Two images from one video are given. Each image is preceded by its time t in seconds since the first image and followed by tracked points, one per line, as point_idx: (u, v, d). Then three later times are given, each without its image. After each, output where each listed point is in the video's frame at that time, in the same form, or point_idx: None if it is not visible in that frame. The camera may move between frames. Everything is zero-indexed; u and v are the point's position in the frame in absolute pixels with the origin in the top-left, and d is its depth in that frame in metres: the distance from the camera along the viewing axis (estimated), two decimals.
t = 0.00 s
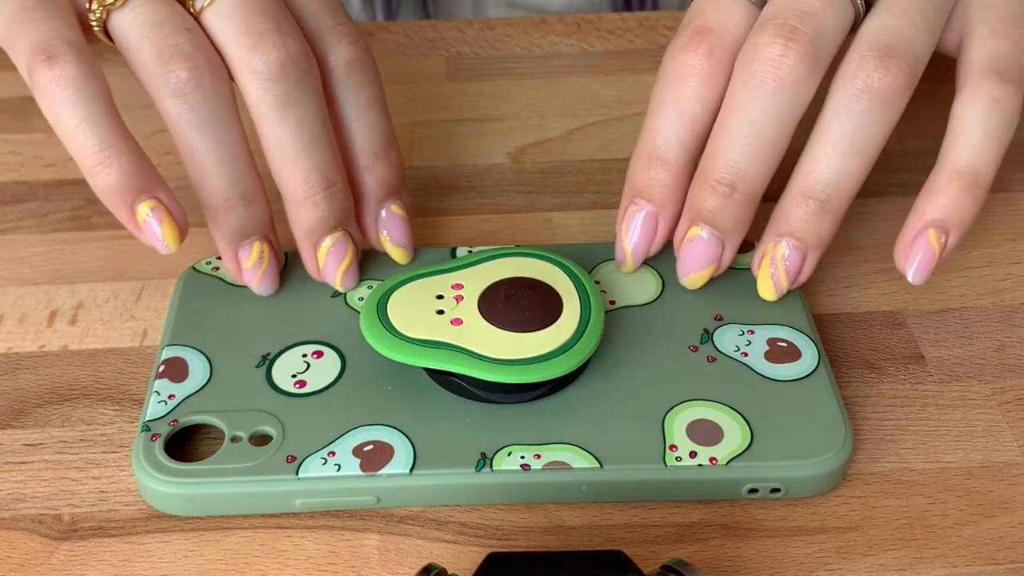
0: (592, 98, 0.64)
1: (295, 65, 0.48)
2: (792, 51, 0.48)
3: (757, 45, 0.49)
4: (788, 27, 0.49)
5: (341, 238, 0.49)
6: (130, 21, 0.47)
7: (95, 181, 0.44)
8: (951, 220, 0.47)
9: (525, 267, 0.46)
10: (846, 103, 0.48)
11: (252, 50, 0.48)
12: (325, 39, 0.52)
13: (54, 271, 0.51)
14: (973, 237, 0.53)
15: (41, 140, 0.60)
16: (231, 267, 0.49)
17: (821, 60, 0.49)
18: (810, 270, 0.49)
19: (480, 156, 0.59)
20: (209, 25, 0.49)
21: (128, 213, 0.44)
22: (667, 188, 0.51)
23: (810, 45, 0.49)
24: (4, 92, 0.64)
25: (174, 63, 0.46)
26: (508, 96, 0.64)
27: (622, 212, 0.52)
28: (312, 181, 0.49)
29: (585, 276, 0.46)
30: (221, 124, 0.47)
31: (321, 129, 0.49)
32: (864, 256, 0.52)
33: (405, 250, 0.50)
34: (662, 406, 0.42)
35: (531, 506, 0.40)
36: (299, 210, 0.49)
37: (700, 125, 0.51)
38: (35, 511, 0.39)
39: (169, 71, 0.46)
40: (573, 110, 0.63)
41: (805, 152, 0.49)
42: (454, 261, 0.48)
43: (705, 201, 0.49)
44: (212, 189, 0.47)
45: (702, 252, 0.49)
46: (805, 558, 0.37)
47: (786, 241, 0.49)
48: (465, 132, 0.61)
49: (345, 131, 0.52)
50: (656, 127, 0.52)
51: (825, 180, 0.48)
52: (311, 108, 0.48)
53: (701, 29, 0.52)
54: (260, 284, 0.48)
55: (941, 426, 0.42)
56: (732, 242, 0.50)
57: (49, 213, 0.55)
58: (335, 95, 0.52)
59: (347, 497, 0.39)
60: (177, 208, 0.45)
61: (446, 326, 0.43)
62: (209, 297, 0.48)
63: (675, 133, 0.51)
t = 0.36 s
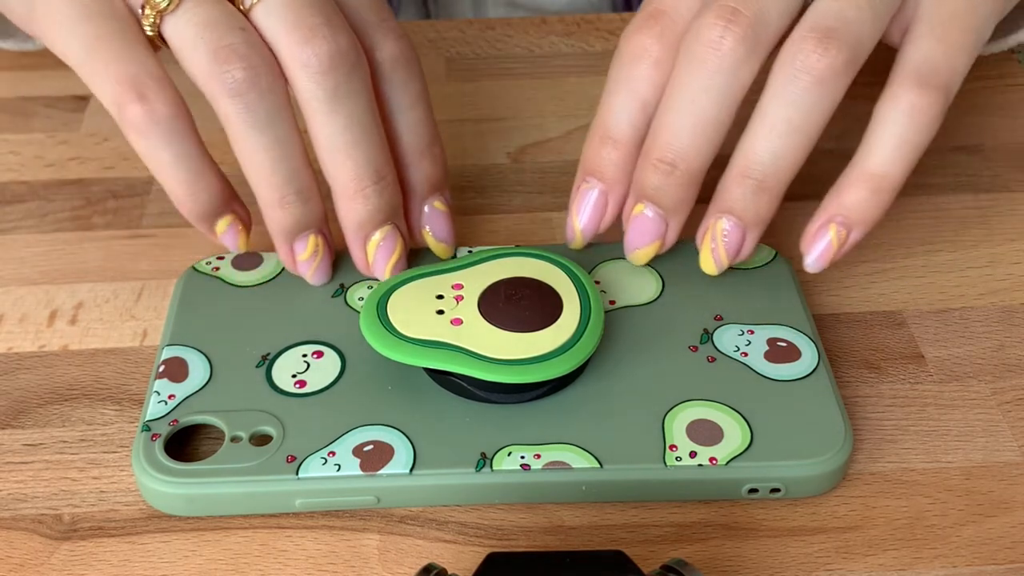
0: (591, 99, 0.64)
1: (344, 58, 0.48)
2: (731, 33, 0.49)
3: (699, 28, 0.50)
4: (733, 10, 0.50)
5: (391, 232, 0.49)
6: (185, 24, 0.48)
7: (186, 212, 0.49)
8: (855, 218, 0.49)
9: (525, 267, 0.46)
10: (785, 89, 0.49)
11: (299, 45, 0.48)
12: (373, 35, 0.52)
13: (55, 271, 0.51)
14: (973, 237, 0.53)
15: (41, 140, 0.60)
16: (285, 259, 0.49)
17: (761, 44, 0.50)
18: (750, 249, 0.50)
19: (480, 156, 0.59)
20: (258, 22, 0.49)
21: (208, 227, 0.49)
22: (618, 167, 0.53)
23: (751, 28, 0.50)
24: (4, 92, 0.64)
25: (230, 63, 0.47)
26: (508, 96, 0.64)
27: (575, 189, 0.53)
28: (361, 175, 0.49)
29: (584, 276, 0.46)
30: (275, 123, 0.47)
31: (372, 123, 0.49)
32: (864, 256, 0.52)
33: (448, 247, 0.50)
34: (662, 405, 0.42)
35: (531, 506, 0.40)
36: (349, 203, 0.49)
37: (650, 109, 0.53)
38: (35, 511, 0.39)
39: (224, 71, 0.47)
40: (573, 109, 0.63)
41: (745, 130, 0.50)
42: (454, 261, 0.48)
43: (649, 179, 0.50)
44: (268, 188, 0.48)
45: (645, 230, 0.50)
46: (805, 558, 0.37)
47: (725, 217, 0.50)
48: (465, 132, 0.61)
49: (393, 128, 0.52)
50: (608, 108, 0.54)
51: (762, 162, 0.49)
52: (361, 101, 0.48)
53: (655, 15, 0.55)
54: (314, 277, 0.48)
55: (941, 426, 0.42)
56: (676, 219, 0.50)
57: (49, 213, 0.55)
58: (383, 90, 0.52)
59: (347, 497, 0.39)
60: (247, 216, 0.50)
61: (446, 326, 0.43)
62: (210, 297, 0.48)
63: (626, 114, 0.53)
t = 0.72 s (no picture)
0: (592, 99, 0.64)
1: (374, 62, 0.46)
2: (683, 44, 0.47)
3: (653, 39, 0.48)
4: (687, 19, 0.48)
5: (414, 232, 0.50)
6: (212, 35, 0.47)
7: (224, 233, 0.48)
8: (794, 236, 0.49)
9: (525, 267, 0.46)
10: (739, 105, 0.47)
11: (329, 50, 0.46)
12: (402, 40, 0.51)
13: (55, 271, 0.51)
14: (973, 237, 0.53)
15: (42, 140, 0.60)
16: (318, 264, 0.49)
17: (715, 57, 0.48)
18: (702, 260, 0.49)
19: (480, 156, 0.59)
20: (287, 28, 0.47)
21: (249, 248, 0.49)
22: (575, 179, 0.52)
23: (703, 40, 0.48)
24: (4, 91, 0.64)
25: (259, 70, 0.45)
26: (508, 96, 0.64)
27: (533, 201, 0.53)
28: (389, 179, 0.48)
29: (585, 277, 0.46)
30: (307, 130, 0.46)
31: (399, 128, 0.48)
32: (864, 256, 0.52)
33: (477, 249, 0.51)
34: (662, 405, 0.42)
35: (531, 506, 0.40)
36: (375, 207, 0.49)
37: (606, 120, 0.52)
38: (35, 511, 0.39)
39: (255, 78, 0.45)
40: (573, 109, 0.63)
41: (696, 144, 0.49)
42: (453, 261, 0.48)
43: (609, 191, 0.50)
44: (302, 195, 0.48)
45: (611, 232, 0.50)
46: (804, 558, 0.37)
47: (678, 229, 0.49)
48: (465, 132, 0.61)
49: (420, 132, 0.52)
50: (566, 117, 0.53)
51: (714, 177, 0.48)
52: (390, 105, 0.47)
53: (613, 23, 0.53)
54: (349, 279, 0.48)
55: (941, 426, 0.42)
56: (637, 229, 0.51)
57: (50, 213, 0.55)
58: (412, 96, 0.51)
59: (347, 497, 0.39)
60: (287, 240, 0.50)
61: (446, 326, 0.43)
62: (210, 297, 0.48)
63: (584, 125, 0.52)
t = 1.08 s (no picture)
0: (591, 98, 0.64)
1: (338, 70, 0.46)
2: (699, 53, 0.47)
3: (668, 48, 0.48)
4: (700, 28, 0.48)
5: (380, 238, 0.49)
6: (175, 39, 0.46)
7: (182, 240, 0.49)
8: (814, 247, 0.49)
9: (524, 267, 0.46)
10: (755, 117, 0.47)
11: (292, 56, 0.46)
12: (368, 43, 0.50)
13: (55, 271, 0.51)
14: (973, 237, 0.53)
15: (42, 140, 0.60)
16: (284, 272, 0.48)
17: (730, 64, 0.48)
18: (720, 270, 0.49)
19: (480, 156, 0.59)
20: (251, 34, 0.46)
21: (209, 255, 0.49)
22: (587, 187, 0.52)
23: (720, 48, 0.48)
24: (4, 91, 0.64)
25: (220, 76, 0.45)
26: (507, 97, 0.64)
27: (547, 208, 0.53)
28: (354, 186, 0.48)
29: (586, 277, 0.46)
30: (270, 136, 0.46)
31: (363, 135, 0.48)
32: (864, 256, 0.52)
33: (448, 254, 0.50)
34: (662, 405, 0.42)
35: (531, 506, 0.40)
36: (340, 213, 0.48)
37: (619, 126, 0.52)
38: (35, 511, 0.39)
39: (215, 84, 0.45)
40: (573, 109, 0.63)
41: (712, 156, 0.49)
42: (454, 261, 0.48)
43: (620, 200, 0.50)
44: (264, 200, 0.47)
45: (622, 244, 0.50)
46: (804, 558, 0.37)
47: (695, 239, 0.49)
48: (464, 132, 0.61)
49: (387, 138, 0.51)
50: (578, 123, 0.53)
51: (732, 190, 0.48)
52: (354, 112, 0.47)
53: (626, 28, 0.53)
54: (314, 286, 0.48)
55: (941, 426, 0.42)
56: (650, 240, 0.50)
57: (49, 213, 0.55)
58: (379, 101, 0.51)
59: (347, 497, 0.39)
60: (247, 246, 0.50)
61: (445, 326, 0.43)
62: (210, 297, 0.48)
63: (596, 132, 0.52)
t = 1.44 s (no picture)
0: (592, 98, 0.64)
1: (280, 80, 0.45)
2: (715, 50, 0.47)
3: (682, 43, 0.48)
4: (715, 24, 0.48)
5: (321, 249, 0.48)
6: (115, 40, 0.45)
7: (108, 232, 0.47)
8: (832, 244, 0.49)
9: (524, 268, 0.46)
10: (772, 116, 0.47)
11: (233, 66, 0.45)
12: (314, 51, 0.49)
13: (54, 271, 0.51)
14: (973, 237, 0.53)
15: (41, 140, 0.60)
16: (216, 282, 0.48)
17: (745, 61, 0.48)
18: (736, 271, 0.49)
19: (480, 156, 0.59)
20: (193, 42, 0.46)
21: (134, 248, 0.48)
22: (602, 183, 0.52)
23: (735, 45, 0.47)
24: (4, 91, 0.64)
25: (159, 81, 0.44)
26: (507, 97, 0.64)
27: (561, 204, 0.53)
28: (293, 197, 0.47)
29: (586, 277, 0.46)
30: (206, 145, 0.45)
31: (304, 145, 0.47)
32: (864, 256, 0.52)
33: (392, 266, 0.50)
34: (662, 405, 0.42)
35: (531, 506, 0.40)
36: (279, 224, 0.48)
37: (633, 122, 0.52)
38: (35, 511, 0.39)
39: (153, 89, 0.44)
40: (573, 109, 0.63)
41: (731, 159, 0.49)
42: (454, 261, 0.48)
43: (635, 197, 0.50)
44: (198, 209, 0.46)
45: (636, 240, 0.50)
46: (805, 558, 0.37)
47: (713, 241, 0.49)
48: (464, 132, 0.61)
49: (330, 148, 0.50)
50: (592, 118, 0.52)
51: (750, 188, 0.48)
52: (295, 122, 0.46)
53: (639, 23, 0.53)
54: (246, 297, 0.47)
55: (941, 426, 0.42)
56: (664, 235, 0.50)
57: (49, 213, 0.55)
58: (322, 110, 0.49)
59: (347, 497, 0.39)
60: (176, 241, 0.50)
61: (446, 326, 0.43)
62: (209, 297, 0.48)
63: (610, 127, 0.52)
